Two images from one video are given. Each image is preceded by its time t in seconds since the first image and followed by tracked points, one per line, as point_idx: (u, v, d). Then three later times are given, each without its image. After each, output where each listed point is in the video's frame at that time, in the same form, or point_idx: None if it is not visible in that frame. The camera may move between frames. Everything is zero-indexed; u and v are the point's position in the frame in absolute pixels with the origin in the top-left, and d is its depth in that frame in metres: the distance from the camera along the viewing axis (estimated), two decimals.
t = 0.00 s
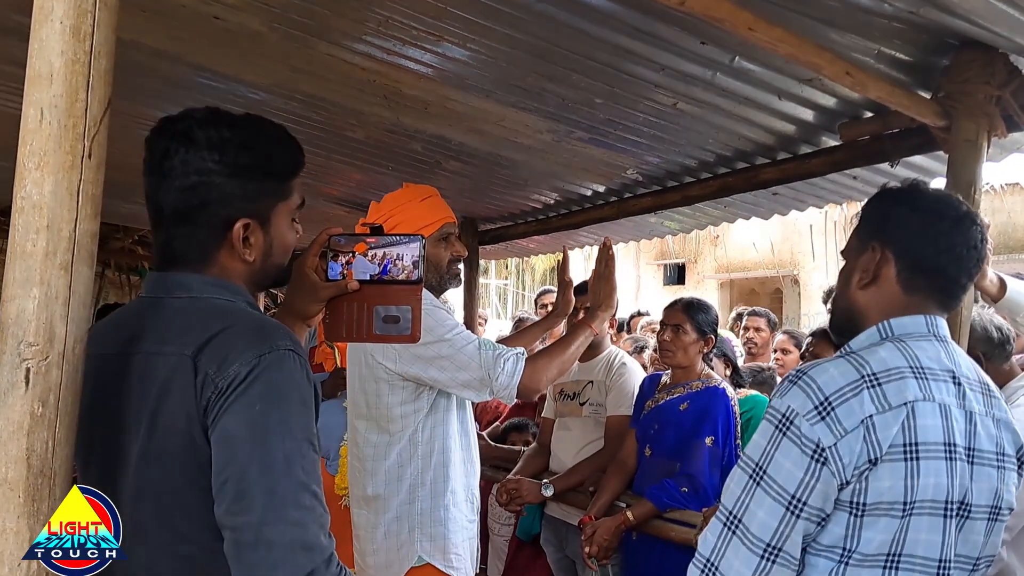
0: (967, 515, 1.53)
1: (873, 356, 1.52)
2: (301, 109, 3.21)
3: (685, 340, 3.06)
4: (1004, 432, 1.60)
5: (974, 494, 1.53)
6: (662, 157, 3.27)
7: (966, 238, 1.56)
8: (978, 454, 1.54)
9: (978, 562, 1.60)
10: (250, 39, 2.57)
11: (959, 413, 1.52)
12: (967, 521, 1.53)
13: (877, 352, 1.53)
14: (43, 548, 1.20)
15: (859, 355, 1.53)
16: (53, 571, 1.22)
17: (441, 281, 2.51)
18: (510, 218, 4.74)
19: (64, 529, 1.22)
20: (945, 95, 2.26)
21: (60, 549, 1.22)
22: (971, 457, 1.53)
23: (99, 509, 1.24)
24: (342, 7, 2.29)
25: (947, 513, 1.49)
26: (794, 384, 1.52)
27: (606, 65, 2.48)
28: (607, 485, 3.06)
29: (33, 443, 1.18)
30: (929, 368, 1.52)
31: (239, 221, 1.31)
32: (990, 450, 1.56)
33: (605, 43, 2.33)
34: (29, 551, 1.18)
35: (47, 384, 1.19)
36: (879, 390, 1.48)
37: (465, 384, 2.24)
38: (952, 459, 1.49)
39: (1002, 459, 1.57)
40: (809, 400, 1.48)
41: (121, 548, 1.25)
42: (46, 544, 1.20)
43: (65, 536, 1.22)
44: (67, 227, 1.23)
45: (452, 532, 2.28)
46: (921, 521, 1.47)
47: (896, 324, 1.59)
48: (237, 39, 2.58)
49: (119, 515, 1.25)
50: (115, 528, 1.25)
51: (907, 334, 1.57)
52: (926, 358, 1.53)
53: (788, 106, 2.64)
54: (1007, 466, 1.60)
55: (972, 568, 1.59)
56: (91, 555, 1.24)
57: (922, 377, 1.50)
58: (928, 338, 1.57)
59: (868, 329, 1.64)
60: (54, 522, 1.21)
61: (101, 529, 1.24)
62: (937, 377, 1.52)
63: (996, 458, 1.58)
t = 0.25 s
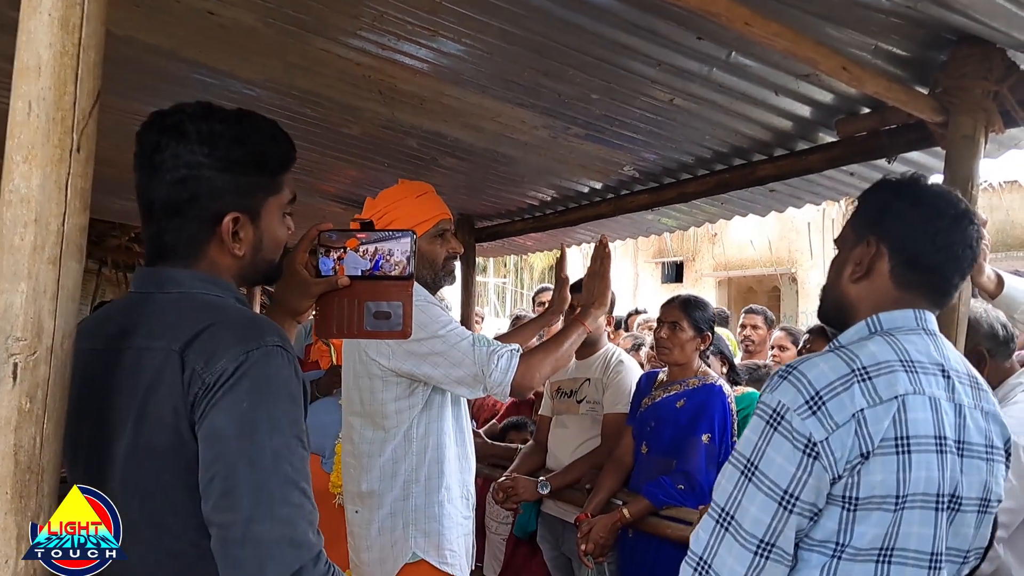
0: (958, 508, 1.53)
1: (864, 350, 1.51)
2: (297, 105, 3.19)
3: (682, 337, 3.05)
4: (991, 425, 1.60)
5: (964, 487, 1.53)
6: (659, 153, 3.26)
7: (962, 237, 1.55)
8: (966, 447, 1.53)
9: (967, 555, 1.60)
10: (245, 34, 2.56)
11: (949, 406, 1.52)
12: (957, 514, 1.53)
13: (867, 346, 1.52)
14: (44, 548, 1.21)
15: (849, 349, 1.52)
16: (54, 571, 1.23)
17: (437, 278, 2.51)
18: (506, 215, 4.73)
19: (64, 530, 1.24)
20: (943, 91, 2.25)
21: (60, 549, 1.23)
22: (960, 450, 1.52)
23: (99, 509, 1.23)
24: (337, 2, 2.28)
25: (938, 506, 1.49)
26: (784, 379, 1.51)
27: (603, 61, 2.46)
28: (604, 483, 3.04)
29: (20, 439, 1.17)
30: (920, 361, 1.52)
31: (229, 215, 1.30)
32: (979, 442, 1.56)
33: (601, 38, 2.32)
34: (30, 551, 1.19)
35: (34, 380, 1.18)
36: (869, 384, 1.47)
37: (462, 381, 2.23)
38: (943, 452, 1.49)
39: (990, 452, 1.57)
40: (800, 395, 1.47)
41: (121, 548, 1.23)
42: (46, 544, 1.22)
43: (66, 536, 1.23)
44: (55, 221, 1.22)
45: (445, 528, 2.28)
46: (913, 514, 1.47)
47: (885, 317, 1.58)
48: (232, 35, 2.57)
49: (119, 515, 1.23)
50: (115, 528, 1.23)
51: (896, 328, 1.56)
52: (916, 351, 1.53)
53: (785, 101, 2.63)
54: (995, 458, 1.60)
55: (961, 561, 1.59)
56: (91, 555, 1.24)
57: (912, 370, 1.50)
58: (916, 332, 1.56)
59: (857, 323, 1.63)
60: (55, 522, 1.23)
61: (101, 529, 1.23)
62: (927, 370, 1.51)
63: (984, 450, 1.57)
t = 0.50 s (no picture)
0: (941, 497, 1.52)
1: (836, 342, 1.52)
2: (294, 101, 3.19)
3: (680, 334, 3.04)
4: (975, 413, 1.60)
5: (947, 475, 1.52)
6: (657, 149, 3.26)
7: (933, 226, 1.55)
8: (948, 435, 1.53)
9: (955, 544, 1.59)
10: (242, 29, 2.55)
11: (926, 395, 1.52)
12: (941, 503, 1.52)
13: (840, 338, 1.53)
14: (44, 548, 1.19)
15: (821, 342, 1.52)
16: (53, 571, 1.21)
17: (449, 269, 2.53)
18: (504, 212, 4.72)
19: (64, 530, 1.22)
20: (941, 86, 2.25)
21: (60, 549, 1.21)
22: (942, 438, 1.52)
23: (99, 509, 1.24)
24: None
25: (919, 496, 1.48)
26: (759, 374, 1.52)
27: (601, 56, 2.46)
28: (601, 478, 3.05)
29: (15, 434, 1.16)
30: (893, 352, 1.52)
31: (223, 210, 1.29)
32: (960, 430, 1.55)
33: (599, 33, 2.31)
34: (29, 552, 1.17)
35: (29, 374, 1.17)
36: (841, 375, 1.47)
37: (451, 390, 2.25)
38: (921, 441, 1.48)
39: (973, 439, 1.56)
40: (773, 388, 1.47)
41: (121, 548, 1.25)
42: (46, 544, 1.20)
43: (65, 537, 1.22)
44: (49, 215, 1.21)
45: (448, 530, 2.28)
46: (892, 504, 1.46)
47: (859, 310, 1.57)
48: (229, 30, 2.56)
49: (119, 516, 1.24)
50: (115, 528, 1.25)
51: (871, 319, 1.56)
52: (890, 341, 1.53)
53: (783, 97, 2.62)
54: (978, 445, 1.59)
55: (950, 550, 1.59)
56: (91, 555, 1.25)
57: (886, 360, 1.50)
58: (892, 322, 1.56)
59: (832, 317, 1.63)
60: (55, 522, 1.21)
61: (101, 530, 1.24)
62: (901, 360, 1.51)
63: (966, 438, 1.57)
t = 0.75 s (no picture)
0: (943, 493, 1.52)
1: (835, 338, 1.52)
2: (294, 97, 3.18)
3: (680, 330, 3.04)
4: (975, 408, 1.59)
5: (948, 471, 1.52)
6: (658, 146, 3.25)
7: (928, 219, 1.54)
8: (949, 430, 1.53)
9: (958, 539, 1.59)
10: (241, 25, 2.54)
11: (925, 390, 1.51)
12: (942, 498, 1.52)
13: (839, 334, 1.52)
14: (44, 548, 1.20)
15: (820, 338, 1.52)
16: (53, 571, 1.21)
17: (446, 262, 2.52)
18: (504, 209, 4.72)
19: (64, 529, 1.21)
20: (943, 81, 2.24)
21: (59, 549, 1.21)
22: (942, 434, 1.51)
23: (99, 509, 1.21)
24: None
25: (919, 491, 1.47)
26: (756, 371, 1.52)
27: (601, 51, 2.45)
28: (601, 475, 3.05)
29: (14, 428, 1.16)
30: (892, 347, 1.51)
31: (222, 204, 1.29)
32: (961, 426, 1.55)
33: (599, 29, 2.31)
34: (29, 551, 1.18)
35: (28, 368, 1.17)
36: (840, 371, 1.47)
37: (452, 378, 2.22)
38: (921, 437, 1.48)
39: (974, 434, 1.56)
40: (771, 385, 1.47)
41: (121, 548, 1.22)
42: (46, 544, 1.20)
43: (65, 536, 1.20)
44: (49, 209, 1.21)
45: (449, 523, 2.28)
46: (892, 500, 1.46)
47: (858, 305, 1.57)
48: (228, 26, 2.55)
49: (119, 515, 1.22)
50: (115, 528, 1.22)
51: (870, 315, 1.56)
52: (888, 337, 1.52)
53: (784, 93, 2.62)
54: (980, 440, 1.59)
55: (953, 545, 1.58)
56: (91, 555, 1.22)
57: (885, 356, 1.49)
58: (890, 318, 1.56)
59: (830, 313, 1.62)
60: (54, 522, 1.21)
61: (101, 529, 1.21)
62: (899, 355, 1.51)
63: (967, 433, 1.56)
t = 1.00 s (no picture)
0: (950, 496, 1.52)
1: (848, 340, 1.51)
2: (293, 94, 3.18)
3: (680, 327, 3.04)
4: (985, 412, 1.59)
5: (956, 475, 1.52)
6: (658, 143, 3.25)
7: (943, 219, 1.54)
8: (958, 434, 1.53)
9: (963, 542, 1.59)
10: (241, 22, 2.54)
11: (937, 394, 1.51)
12: (950, 502, 1.52)
13: (852, 336, 1.52)
14: (44, 548, 1.20)
15: (833, 340, 1.52)
16: (53, 571, 1.21)
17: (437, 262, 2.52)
18: (504, 206, 4.71)
19: (64, 529, 1.21)
20: (943, 79, 2.24)
21: (60, 549, 1.21)
22: (952, 438, 1.52)
23: (99, 509, 1.20)
24: None
25: (927, 495, 1.47)
26: (768, 370, 1.52)
27: (601, 48, 2.45)
28: (601, 473, 3.05)
29: (14, 424, 1.15)
30: (905, 350, 1.51)
31: (225, 201, 1.29)
32: (971, 430, 1.55)
33: (600, 25, 2.30)
34: (29, 551, 1.18)
35: (28, 364, 1.17)
36: (853, 373, 1.46)
37: (419, 386, 2.18)
38: (931, 441, 1.48)
39: (984, 439, 1.56)
40: (783, 386, 1.47)
41: (121, 548, 1.21)
42: (46, 544, 1.20)
43: (66, 536, 1.20)
44: (48, 205, 1.20)
45: (440, 524, 2.27)
46: (901, 505, 1.46)
47: (871, 306, 1.57)
48: (228, 23, 2.55)
49: (119, 515, 1.21)
50: (115, 528, 1.21)
51: (883, 316, 1.56)
52: (902, 340, 1.52)
53: (784, 90, 2.62)
54: (989, 444, 1.59)
55: (958, 548, 1.58)
56: (91, 555, 1.21)
57: (898, 359, 1.49)
58: (903, 320, 1.56)
59: (843, 313, 1.62)
60: (54, 522, 1.21)
61: (101, 529, 1.20)
62: (912, 359, 1.51)
63: (977, 437, 1.56)
